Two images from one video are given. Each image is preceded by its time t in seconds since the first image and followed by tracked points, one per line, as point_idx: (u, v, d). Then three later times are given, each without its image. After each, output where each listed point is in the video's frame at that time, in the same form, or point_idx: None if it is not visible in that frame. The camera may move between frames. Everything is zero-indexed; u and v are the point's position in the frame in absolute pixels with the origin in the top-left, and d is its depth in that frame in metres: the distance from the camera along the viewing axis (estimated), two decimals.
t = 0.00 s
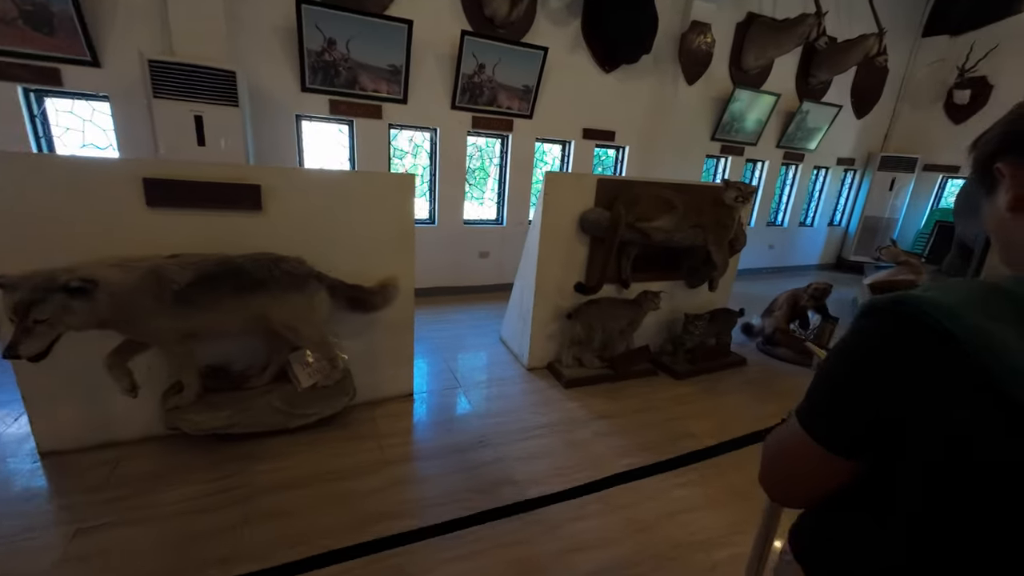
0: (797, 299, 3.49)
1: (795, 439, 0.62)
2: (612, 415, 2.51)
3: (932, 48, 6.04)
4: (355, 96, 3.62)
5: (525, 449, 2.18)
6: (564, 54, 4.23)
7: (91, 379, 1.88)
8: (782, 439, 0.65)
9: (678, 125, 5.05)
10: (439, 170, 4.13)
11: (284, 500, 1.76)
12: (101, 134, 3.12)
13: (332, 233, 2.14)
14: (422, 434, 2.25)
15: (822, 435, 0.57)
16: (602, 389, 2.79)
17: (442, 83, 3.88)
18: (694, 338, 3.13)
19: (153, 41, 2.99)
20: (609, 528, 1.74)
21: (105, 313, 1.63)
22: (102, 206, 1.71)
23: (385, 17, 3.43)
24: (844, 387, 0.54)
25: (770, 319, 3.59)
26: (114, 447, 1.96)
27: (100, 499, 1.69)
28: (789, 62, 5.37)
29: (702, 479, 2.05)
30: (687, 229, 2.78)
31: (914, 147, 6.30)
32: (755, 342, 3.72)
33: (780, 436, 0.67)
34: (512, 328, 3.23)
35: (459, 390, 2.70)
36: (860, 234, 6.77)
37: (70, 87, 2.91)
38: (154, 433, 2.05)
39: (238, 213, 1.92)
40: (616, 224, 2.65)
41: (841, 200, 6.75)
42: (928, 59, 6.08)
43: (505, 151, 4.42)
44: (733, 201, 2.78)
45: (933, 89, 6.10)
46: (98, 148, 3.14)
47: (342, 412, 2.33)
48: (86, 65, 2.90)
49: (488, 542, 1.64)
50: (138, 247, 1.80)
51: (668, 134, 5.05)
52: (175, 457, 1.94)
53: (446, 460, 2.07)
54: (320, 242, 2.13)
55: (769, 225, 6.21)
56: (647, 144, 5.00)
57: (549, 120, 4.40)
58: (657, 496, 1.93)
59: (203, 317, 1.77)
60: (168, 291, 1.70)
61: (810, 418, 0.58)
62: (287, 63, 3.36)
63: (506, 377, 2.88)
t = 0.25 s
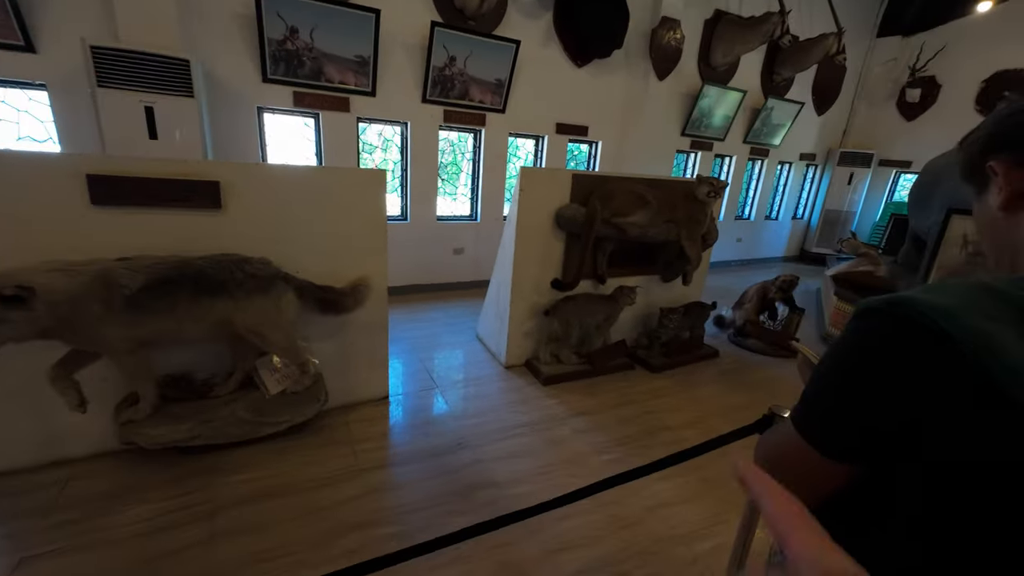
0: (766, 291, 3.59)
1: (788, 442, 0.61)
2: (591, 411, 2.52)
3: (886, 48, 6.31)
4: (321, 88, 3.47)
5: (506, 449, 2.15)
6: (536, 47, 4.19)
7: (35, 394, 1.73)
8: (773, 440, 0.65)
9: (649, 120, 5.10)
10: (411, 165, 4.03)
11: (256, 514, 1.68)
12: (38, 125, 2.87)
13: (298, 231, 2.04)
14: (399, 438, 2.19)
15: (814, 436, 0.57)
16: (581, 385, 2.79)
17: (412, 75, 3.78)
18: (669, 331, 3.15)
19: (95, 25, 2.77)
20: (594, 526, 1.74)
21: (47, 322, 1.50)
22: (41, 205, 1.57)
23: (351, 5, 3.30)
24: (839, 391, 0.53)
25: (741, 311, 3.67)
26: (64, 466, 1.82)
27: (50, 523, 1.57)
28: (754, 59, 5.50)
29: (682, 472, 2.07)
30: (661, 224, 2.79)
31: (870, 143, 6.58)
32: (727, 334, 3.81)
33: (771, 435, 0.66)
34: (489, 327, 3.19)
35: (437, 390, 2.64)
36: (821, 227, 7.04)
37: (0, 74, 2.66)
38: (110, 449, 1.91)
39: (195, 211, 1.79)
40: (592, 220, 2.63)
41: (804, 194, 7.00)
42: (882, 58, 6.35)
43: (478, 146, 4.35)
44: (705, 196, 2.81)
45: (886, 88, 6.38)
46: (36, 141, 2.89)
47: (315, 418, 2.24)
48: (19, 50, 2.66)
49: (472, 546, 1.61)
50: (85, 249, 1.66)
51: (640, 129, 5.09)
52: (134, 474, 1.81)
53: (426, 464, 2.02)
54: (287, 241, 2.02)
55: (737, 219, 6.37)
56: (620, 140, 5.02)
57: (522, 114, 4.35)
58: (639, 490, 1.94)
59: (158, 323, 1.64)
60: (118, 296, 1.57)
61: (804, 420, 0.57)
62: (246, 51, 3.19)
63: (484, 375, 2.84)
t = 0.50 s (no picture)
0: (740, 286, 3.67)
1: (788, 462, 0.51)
2: (575, 410, 2.51)
3: (846, 48, 6.56)
4: (289, 82, 3.33)
5: (491, 453, 2.12)
6: (512, 43, 4.14)
7: None
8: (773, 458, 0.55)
9: (624, 117, 5.14)
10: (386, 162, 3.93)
11: (231, 534, 1.59)
12: None
13: (270, 234, 1.94)
14: (382, 445, 2.13)
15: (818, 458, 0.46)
16: (564, 383, 2.79)
17: (385, 70, 3.67)
18: (649, 327, 3.21)
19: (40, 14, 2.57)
20: (582, 528, 1.73)
21: None
22: None
23: None
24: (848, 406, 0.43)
25: (717, 306, 3.75)
26: (16, 491, 1.68)
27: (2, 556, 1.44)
28: (724, 58, 5.62)
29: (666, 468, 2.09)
30: (640, 222, 2.81)
31: (832, 140, 6.85)
32: (704, 328, 3.90)
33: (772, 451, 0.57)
34: (470, 327, 3.15)
35: (418, 394, 2.58)
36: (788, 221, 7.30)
37: None
38: (68, 470, 1.78)
39: (158, 214, 1.68)
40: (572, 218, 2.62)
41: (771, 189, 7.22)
42: (842, 58, 6.60)
43: (453, 142, 4.27)
44: (684, 193, 2.85)
45: (847, 87, 6.64)
46: None
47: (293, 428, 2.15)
48: None
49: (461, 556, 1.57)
50: (33, 258, 1.52)
51: (615, 126, 5.12)
52: (95, 496, 1.69)
53: (409, 473, 1.96)
54: (258, 244, 1.93)
55: (709, 214, 6.52)
56: (596, 137, 5.05)
57: (498, 111, 4.30)
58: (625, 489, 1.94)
59: (120, 336, 1.53)
60: (75, 309, 1.46)
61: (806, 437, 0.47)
62: (208, 43, 3.02)
63: (466, 377, 2.80)
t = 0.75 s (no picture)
0: (717, 280, 3.77)
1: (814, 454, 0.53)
2: (563, 407, 2.52)
3: (810, 48, 6.81)
4: (258, 76, 3.19)
5: (482, 454, 2.10)
6: (488, 38, 4.09)
7: None
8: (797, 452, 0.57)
9: (600, 114, 5.18)
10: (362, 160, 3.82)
11: (215, 550, 1.52)
12: None
13: (247, 235, 1.85)
14: (369, 451, 2.07)
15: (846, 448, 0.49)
16: (550, 381, 2.79)
17: (359, 64, 3.57)
18: (631, 322, 3.26)
19: None
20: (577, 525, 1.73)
21: None
22: None
23: None
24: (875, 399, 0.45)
25: (695, 300, 3.84)
26: None
27: None
28: (696, 56, 5.72)
29: (655, 462, 2.13)
30: (623, 219, 2.82)
31: (798, 137, 7.10)
32: (683, 322, 3.98)
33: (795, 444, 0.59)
34: (453, 327, 3.12)
35: (403, 397, 2.53)
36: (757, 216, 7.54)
37: None
38: (30, 492, 1.66)
39: (125, 216, 1.58)
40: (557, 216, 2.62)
41: (741, 185, 7.44)
42: (806, 58, 6.84)
43: (430, 139, 4.20)
44: (665, 189, 2.87)
45: (810, 86, 6.89)
46: None
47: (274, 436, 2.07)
48: None
49: (457, 560, 1.55)
50: None
51: (591, 123, 5.15)
52: (62, 518, 1.58)
53: (400, 478, 1.92)
54: (234, 246, 1.83)
55: (683, 210, 6.66)
56: (573, 133, 5.06)
57: (476, 107, 4.25)
58: (617, 484, 1.96)
59: (87, 346, 1.43)
60: (34, 320, 1.35)
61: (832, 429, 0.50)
62: (169, 33, 2.85)
63: (451, 378, 2.77)
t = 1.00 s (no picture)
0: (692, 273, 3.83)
1: (816, 437, 0.59)
2: (546, 403, 2.51)
3: (775, 46, 7.00)
4: (219, 67, 3.03)
5: (465, 453, 2.07)
6: (461, 30, 4.01)
7: None
8: (798, 437, 0.62)
9: (574, 108, 5.18)
10: (332, 155, 3.70)
11: (186, 567, 1.44)
12: None
13: (213, 233, 1.75)
14: (349, 455, 2.01)
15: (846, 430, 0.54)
16: (532, 377, 2.78)
17: (328, 56, 3.44)
18: (610, 316, 3.28)
19: None
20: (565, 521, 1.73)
21: None
22: None
23: None
24: (876, 382, 0.51)
25: (671, 293, 3.91)
26: None
27: None
28: (667, 52, 5.79)
29: (639, 454, 2.15)
30: (602, 213, 2.84)
31: (764, 133, 7.31)
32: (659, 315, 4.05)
33: (794, 429, 0.65)
34: (432, 325, 3.07)
35: (382, 398, 2.47)
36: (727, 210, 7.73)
37: None
38: None
39: (78, 215, 1.47)
40: (536, 211, 2.60)
41: (711, 180, 7.61)
42: (771, 56, 7.03)
43: (404, 133, 4.11)
44: (641, 184, 2.89)
45: (775, 83, 7.10)
46: None
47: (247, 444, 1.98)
48: None
49: (445, 563, 1.52)
50: None
51: (566, 118, 5.16)
52: (12, 542, 1.46)
53: (384, 481, 1.87)
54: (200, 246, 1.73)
55: (656, 205, 6.76)
56: (548, 128, 5.04)
57: (450, 101, 4.18)
58: (602, 478, 1.97)
59: (33, 355, 1.33)
60: None
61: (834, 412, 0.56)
62: (119, 19, 2.66)
63: (431, 377, 2.71)
